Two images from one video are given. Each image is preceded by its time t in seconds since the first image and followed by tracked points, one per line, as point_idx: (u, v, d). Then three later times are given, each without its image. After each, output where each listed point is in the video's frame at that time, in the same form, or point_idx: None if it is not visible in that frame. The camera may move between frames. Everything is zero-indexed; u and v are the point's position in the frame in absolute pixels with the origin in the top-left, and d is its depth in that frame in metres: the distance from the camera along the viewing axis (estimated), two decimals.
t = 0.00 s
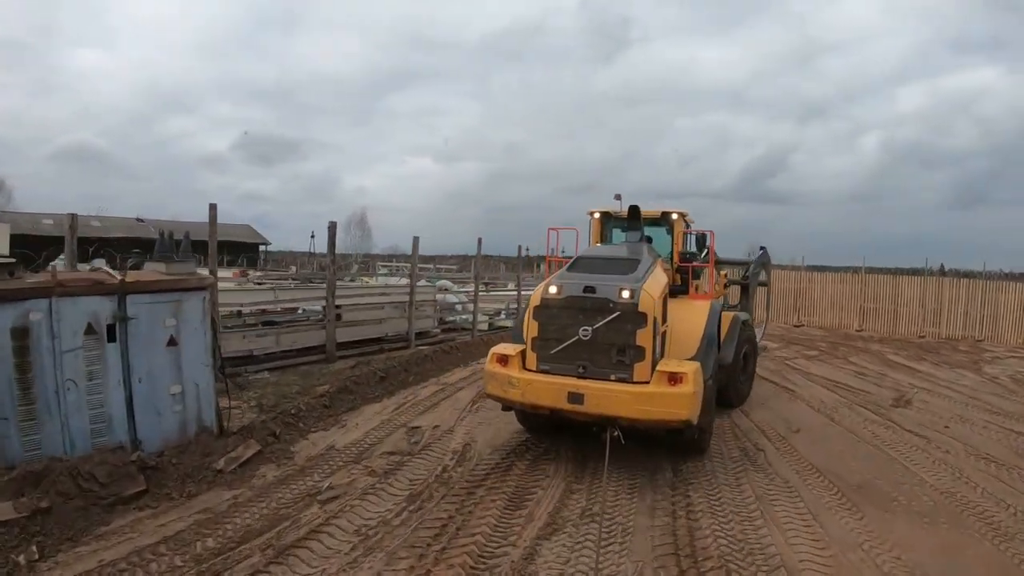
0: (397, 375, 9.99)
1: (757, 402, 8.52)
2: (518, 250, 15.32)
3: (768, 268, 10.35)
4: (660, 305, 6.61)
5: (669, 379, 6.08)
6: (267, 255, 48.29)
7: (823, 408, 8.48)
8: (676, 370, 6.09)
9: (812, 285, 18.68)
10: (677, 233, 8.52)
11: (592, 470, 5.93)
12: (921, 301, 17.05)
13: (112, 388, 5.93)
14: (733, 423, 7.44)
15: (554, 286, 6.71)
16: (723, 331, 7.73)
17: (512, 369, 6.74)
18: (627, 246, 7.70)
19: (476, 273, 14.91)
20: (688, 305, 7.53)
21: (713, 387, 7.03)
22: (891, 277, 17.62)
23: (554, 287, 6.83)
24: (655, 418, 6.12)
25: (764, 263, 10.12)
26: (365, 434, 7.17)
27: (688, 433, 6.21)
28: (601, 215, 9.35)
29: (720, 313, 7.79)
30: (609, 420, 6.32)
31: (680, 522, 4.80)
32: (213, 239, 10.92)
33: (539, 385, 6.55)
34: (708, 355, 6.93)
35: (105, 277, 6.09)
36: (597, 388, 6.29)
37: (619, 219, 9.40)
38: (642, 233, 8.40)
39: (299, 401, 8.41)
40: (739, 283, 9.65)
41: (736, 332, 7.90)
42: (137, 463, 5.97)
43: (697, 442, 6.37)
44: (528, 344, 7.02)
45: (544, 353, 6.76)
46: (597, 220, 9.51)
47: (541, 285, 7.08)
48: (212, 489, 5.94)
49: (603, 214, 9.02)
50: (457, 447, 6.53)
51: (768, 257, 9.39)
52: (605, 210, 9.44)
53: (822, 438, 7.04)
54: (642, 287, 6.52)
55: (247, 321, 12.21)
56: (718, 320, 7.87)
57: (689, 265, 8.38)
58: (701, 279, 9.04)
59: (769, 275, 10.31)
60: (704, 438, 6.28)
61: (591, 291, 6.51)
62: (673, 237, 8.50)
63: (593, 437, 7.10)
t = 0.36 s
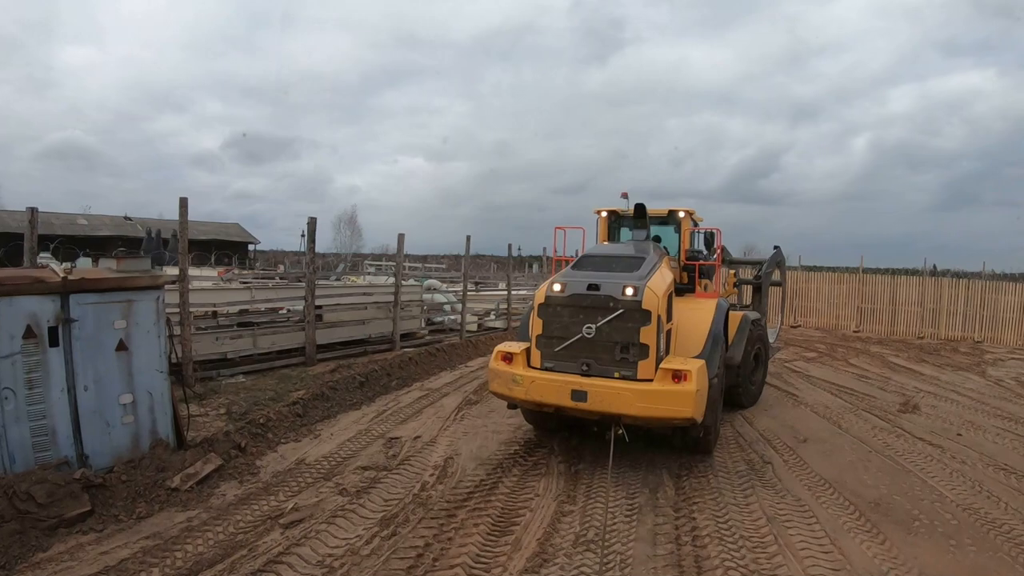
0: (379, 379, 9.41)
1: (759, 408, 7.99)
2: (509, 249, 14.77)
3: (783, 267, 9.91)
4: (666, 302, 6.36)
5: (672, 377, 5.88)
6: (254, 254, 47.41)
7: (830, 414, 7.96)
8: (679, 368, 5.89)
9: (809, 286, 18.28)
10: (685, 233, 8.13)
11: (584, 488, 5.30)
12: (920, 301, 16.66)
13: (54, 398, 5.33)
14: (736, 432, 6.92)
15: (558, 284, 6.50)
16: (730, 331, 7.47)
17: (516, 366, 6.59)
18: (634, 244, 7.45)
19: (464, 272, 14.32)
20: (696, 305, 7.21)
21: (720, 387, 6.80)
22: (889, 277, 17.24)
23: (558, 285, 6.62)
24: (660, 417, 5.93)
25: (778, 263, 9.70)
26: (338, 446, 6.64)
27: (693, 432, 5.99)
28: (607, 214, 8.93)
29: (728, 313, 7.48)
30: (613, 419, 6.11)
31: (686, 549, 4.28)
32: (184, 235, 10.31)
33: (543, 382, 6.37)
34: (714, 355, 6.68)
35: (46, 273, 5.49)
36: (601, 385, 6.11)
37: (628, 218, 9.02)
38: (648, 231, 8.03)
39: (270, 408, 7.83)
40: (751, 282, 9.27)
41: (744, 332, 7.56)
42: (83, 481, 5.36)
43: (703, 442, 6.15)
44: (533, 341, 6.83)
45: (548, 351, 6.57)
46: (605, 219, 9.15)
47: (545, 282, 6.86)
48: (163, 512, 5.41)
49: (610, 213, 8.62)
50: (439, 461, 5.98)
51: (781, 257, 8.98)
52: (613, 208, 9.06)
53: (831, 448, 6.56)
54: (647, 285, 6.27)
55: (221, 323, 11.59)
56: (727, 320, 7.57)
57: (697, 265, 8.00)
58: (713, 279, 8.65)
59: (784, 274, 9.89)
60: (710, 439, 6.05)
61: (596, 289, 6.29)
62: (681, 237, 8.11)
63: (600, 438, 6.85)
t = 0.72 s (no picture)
0: (359, 384, 8.85)
1: (762, 416, 7.50)
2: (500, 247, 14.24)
3: (800, 269, 9.53)
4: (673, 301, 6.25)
5: (677, 377, 5.76)
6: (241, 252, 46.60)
7: (837, 423, 7.48)
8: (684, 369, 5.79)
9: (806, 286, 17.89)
10: (697, 233, 7.82)
11: (578, 513, 4.72)
12: (919, 302, 16.30)
13: None
14: (740, 443, 6.43)
15: (565, 283, 6.46)
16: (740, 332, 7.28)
17: (523, 364, 6.52)
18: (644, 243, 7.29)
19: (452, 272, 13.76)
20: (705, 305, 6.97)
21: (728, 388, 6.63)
22: (888, 277, 16.87)
23: (566, 284, 6.55)
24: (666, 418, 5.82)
25: (795, 265, 9.34)
26: (309, 460, 6.16)
27: (699, 434, 5.84)
28: (617, 214, 8.60)
29: (739, 315, 7.25)
30: (619, 417, 5.99)
31: None
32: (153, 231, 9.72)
33: (549, 381, 6.28)
34: (724, 355, 6.51)
35: None
36: (607, 384, 6.02)
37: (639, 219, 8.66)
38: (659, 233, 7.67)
39: (240, 418, 7.28)
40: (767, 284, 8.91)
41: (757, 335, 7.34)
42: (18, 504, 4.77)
43: (711, 443, 6.00)
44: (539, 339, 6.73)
45: (554, 350, 6.49)
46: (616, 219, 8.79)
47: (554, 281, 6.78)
48: (110, 537, 4.88)
49: (622, 212, 8.32)
50: (418, 478, 5.46)
51: (798, 259, 8.62)
52: (624, 208, 8.70)
53: (843, 461, 6.09)
54: (655, 285, 6.19)
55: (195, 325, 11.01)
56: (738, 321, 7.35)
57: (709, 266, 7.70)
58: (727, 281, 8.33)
59: (801, 277, 9.52)
60: (718, 441, 5.90)
61: (602, 288, 6.24)
62: (693, 238, 7.80)
63: (608, 440, 6.69)
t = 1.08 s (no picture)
0: (332, 391, 8.31)
1: (761, 425, 7.00)
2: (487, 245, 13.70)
3: (815, 271, 9.20)
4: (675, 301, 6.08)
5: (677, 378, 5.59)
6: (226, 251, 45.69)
7: (840, 433, 7.00)
8: (683, 369, 5.64)
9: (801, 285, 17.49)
10: (705, 235, 7.56)
11: (564, 544, 4.19)
12: (916, 302, 15.94)
13: None
14: (740, 457, 5.96)
15: (566, 285, 6.31)
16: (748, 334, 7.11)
17: (524, 365, 6.38)
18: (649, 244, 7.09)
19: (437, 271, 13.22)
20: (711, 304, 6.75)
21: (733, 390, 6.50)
22: (884, 277, 16.52)
23: (568, 284, 6.42)
24: (664, 420, 5.67)
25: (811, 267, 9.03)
26: (268, 479, 5.69)
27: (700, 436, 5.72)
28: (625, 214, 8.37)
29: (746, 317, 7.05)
30: (619, 420, 5.83)
31: None
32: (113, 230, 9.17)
33: (549, 382, 6.13)
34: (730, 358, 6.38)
35: None
36: (607, 385, 5.86)
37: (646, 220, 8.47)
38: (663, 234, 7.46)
39: (197, 432, 6.77)
40: (779, 285, 8.64)
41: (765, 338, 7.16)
42: None
43: (713, 445, 5.89)
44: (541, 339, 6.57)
45: (556, 351, 6.35)
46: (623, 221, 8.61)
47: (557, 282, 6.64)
48: (36, 569, 4.31)
49: (629, 211, 8.10)
50: (386, 500, 4.94)
51: (813, 260, 8.27)
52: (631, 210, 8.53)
53: (851, 476, 5.63)
54: (656, 285, 6.03)
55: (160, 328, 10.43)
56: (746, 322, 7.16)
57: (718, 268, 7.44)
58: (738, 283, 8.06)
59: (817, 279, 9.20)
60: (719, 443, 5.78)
61: (603, 289, 6.09)
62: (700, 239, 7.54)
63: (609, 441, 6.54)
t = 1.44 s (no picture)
0: (304, 400, 7.82)
1: (762, 435, 6.53)
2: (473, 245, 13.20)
3: (831, 271, 8.87)
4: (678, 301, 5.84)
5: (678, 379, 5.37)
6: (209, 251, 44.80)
7: (847, 443, 6.54)
8: (684, 370, 5.41)
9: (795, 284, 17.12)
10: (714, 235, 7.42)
11: None
12: (912, 301, 15.62)
13: None
14: (743, 471, 5.51)
15: (570, 285, 6.12)
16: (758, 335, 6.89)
17: (528, 365, 6.20)
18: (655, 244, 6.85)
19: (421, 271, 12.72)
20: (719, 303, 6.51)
21: (742, 392, 6.33)
22: (880, 275, 16.18)
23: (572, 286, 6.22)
24: (667, 422, 5.47)
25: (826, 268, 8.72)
26: (225, 503, 5.25)
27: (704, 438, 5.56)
28: (635, 215, 8.35)
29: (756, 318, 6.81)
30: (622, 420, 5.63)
31: None
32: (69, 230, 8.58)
33: (553, 382, 5.95)
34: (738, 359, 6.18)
35: None
36: (610, 386, 5.66)
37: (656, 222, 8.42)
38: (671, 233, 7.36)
39: (153, 448, 6.27)
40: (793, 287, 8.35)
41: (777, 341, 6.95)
42: None
43: (719, 448, 5.71)
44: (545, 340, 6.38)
45: (561, 352, 6.16)
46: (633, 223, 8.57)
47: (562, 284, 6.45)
48: None
49: (639, 212, 8.08)
50: (353, 529, 4.45)
51: (829, 259, 7.99)
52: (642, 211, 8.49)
53: (863, 492, 5.19)
54: (660, 286, 5.78)
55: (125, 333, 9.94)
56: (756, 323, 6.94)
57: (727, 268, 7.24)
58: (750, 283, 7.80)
59: (833, 280, 8.88)
60: (725, 446, 5.60)
61: (606, 290, 5.87)
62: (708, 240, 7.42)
63: (613, 444, 6.33)
